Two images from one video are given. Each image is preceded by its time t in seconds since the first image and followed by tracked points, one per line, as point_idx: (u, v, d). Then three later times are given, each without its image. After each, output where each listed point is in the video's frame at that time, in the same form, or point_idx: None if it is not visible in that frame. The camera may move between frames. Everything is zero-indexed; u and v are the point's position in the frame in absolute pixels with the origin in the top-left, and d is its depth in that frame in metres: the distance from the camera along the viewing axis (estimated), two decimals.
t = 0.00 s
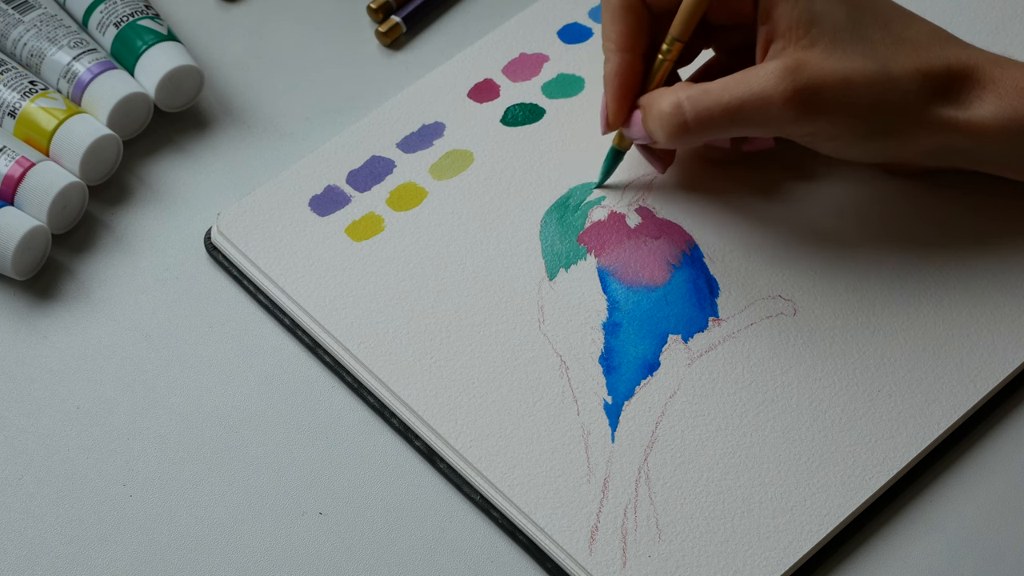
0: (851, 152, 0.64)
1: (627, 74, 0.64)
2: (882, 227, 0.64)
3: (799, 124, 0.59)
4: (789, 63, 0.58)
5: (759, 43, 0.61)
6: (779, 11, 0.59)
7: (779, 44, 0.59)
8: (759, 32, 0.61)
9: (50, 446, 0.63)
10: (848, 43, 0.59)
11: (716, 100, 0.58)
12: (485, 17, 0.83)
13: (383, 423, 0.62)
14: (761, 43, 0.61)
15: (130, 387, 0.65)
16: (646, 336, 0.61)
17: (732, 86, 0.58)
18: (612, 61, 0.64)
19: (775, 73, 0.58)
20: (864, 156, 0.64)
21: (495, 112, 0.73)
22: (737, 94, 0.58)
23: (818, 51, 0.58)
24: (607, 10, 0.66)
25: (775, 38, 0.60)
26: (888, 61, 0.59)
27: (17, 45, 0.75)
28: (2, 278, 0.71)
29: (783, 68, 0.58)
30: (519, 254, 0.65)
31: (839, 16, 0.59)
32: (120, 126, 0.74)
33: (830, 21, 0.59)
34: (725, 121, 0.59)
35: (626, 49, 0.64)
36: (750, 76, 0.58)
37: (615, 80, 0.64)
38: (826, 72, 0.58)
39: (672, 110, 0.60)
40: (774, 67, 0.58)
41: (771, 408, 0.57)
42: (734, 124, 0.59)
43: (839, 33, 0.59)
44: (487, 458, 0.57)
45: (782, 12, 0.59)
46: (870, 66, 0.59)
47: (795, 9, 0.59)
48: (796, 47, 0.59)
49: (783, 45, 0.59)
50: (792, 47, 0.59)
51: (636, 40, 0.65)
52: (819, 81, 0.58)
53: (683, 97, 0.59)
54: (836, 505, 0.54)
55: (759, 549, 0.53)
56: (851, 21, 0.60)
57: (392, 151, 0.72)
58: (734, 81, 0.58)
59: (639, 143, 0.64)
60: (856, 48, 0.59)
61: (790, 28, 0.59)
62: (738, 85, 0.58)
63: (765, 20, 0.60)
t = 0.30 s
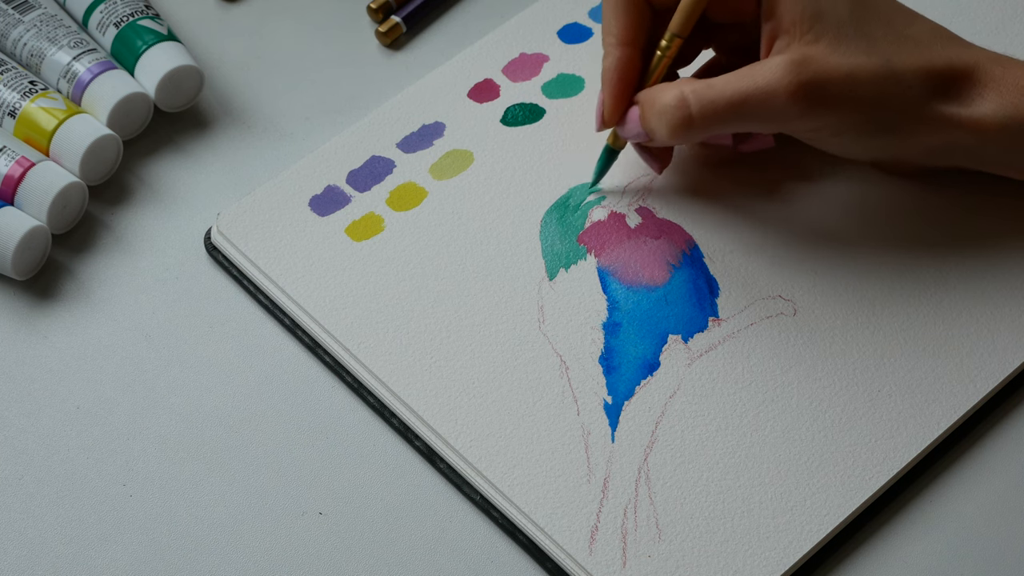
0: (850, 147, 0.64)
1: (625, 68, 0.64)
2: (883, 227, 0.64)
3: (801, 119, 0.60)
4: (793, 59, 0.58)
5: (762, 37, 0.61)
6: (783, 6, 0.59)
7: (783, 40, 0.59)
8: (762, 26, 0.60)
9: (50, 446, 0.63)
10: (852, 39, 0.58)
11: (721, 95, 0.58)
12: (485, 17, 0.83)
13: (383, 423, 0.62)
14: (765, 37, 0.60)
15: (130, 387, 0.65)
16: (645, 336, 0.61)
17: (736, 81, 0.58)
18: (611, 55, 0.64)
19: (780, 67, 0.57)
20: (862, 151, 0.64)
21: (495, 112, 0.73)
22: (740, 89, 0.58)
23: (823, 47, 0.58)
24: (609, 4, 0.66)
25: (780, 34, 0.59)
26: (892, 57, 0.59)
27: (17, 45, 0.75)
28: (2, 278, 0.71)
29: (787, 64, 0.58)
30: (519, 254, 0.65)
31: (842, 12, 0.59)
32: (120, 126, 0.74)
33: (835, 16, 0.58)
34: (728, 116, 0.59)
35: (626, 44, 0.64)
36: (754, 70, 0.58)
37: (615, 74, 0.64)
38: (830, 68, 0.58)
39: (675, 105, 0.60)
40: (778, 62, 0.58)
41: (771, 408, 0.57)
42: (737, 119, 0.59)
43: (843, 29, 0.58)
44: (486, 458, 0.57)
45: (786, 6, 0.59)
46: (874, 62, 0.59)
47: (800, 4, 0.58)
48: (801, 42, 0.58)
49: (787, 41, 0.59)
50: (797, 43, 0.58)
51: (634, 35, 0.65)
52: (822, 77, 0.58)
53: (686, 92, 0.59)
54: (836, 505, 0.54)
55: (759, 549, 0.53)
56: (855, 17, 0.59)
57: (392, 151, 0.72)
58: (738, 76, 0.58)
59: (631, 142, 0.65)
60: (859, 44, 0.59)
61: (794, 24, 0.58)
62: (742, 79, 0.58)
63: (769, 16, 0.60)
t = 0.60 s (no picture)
0: (852, 149, 0.64)
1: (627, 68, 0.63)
2: (883, 227, 0.64)
3: (803, 119, 0.59)
4: (793, 59, 0.58)
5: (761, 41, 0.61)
6: (782, 8, 0.59)
7: (783, 41, 0.59)
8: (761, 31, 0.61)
9: (50, 446, 0.63)
10: (853, 39, 0.59)
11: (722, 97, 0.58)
12: (485, 17, 0.83)
13: (383, 423, 0.62)
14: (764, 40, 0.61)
15: (130, 387, 0.65)
16: (646, 336, 0.61)
17: (737, 82, 0.58)
18: (615, 61, 0.64)
19: (780, 69, 0.57)
20: (864, 154, 0.64)
21: (495, 113, 0.73)
22: (741, 90, 0.58)
23: (822, 47, 0.58)
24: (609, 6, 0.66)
25: (778, 36, 0.60)
26: (892, 57, 0.59)
27: (17, 45, 0.75)
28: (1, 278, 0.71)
29: (787, 64, 0.58)
30: (519, 254, 0.65)
31: (841, 12, 0.59)
32: (120, 126, 0.74)
33: (833, 17, 0.59)
34: (730, 118, 0.59)
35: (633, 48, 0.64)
36: (755, 72, 0.58)
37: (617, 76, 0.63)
38: (831, 68, 0.58)
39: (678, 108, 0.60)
40: (778, 63, 0.58)
41: (771, 408, 0.57)
42: (739, 120, 0.59)
43: (843, 29, 0.59)
44: (486, 458, 0.57)
45: (785, 8, 0.59)
46: (874, 61, 0.59)
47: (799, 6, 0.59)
48: (800, 43, 0.58)
49: (786, 43, 0.59)
50: (796, 44, 0.59)
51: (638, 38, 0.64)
52: (823, 77, 0.58)
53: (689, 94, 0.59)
54: (836, 505, 0.54)
55: (759, 549, 0.53)
56: (855, 17, 0.59)
57: (392, 151, 0.72)
58: (738, 78, 0.58)
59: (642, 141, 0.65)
60: (860, 44, 0.59)
61: (793, 25, 0.59)
62: (743, 82, 0.58)
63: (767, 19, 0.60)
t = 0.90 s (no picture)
0: (850, 153, 0.64)
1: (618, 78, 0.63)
2: (883, 227, 0.64)
3: (801, 128, 0.59)
4: (789, 68, 0.58)
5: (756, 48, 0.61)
6: (777, 15, 0.59)
7: (778, 49, 0.59)
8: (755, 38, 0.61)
9: (50, 446, 0.63)
10: (849, 45, 0.59)
11: (719, 108, 0.58)
12: (485, 17, 0.83)
13: (383, 423, 0.62)
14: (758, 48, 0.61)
15: (130, 387, 0.65)
16: (646, 336, 0.61)
17: (734, 94, 0.58)
18: (603, 73, 0.64)
19: (776, 79, 0.57)
20: (863, 158, 0.64)
21: (495, 113, 0.73)
22: (738, 102, 0.58)
23: (818, 55, 0.58)
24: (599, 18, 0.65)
25: (773, 44, 0.59)
26: (887, 62, 0.59)
27: (17, 45, 0.75)
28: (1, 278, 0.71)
29: (784, 73, 0.58)
30: (519, 254, 0.65)
31: (838, 17, 0.59)
32: (120, 126, 0.74)
33: (827, 24, 0.59)
34: (727, 130, 0.59)
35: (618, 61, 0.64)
36: (751, 83, 0.58)
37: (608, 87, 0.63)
38: (828, 76, 0.58)
39: (673, 121, 0.59)
40: (774, 73, 0.58)
41: (771, 408, 0.57)
42: (736, 132, 0.59)
43: (839, 35, 0.59)
44: (486, 458, 0.57)
45: (779, 16, 0.59)
46: (870, 68, 0.59)
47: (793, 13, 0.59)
48: (795, 52, 0.58)
49: (781, 51, 0.59)
50: (791, 52, 0.58)
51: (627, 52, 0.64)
52: (819, 86, 0.58)
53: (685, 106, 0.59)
54: (836, 505, 0.54)
55: (759, 549, 0.53)
56: (851, 22, 0.59)
57: (392, 151, 0.72)
58: (735, 89, 0.58)
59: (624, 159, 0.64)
60: (856, 51, 0.59)
61: (788, 33, 0.59)
62: (739, 92, 0.58)
63: (762, 27, 0.60)
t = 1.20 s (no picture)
0: (867, 185, 0.60)
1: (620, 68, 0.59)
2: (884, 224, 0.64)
3: (817, 140, 0.57)
4: (817, 75, 0.55)
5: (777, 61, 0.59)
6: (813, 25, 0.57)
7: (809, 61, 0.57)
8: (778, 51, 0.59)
9: (50, 446, 0.63)
10: (877, 62, 0.56)
11: (749, 103, 0.54)
12: (486, 15, 0.82)
13: (383, 422, 0.61)
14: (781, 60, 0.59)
15: (130, 387, 0.65)
16: (646, 332, 0.61)
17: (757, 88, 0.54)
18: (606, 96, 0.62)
19: (804, 82, 0.55)
20: (875, 194, 0.61)
21: (495, 108, 0.73)
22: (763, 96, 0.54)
23: (848, 67, 0.56)
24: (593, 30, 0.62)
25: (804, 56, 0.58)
26: (920, 87, 0.57)
27: (17, 45, 0.75)
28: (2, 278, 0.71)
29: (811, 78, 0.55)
30: (519, 251, 0.65)
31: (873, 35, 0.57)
32: (120, 126, 0.74)
33: (866, 37, 0.57)
34: (743, 127, 0.55)
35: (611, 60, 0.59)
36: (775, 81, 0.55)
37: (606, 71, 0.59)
38: (852, 86, 0.55)
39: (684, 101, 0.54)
40: (803, 77, 0.55)
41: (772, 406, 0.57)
42: (751, 133, 0.55)
43: (870, 52, 0.56)
44: (486, 457, 0.57)
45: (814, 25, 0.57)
46: (900, 88, 0.57)
47: (828, 23, 0.57)
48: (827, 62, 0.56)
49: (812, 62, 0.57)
50: (822, 63, 0.57)
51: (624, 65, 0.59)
52: (843, 96, 0.55)
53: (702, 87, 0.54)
54: (836, 504, 0.53)
55: (759, 549, 0.52)
56: (883, 40, 0.57)
57: (392, 148, 0.72)
58: (764, 86, 0.55)
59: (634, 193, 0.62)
60: (885, 69, 0.56)
61: (822, 44, 0.57)
62: (768, 91, 0.55)
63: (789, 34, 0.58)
